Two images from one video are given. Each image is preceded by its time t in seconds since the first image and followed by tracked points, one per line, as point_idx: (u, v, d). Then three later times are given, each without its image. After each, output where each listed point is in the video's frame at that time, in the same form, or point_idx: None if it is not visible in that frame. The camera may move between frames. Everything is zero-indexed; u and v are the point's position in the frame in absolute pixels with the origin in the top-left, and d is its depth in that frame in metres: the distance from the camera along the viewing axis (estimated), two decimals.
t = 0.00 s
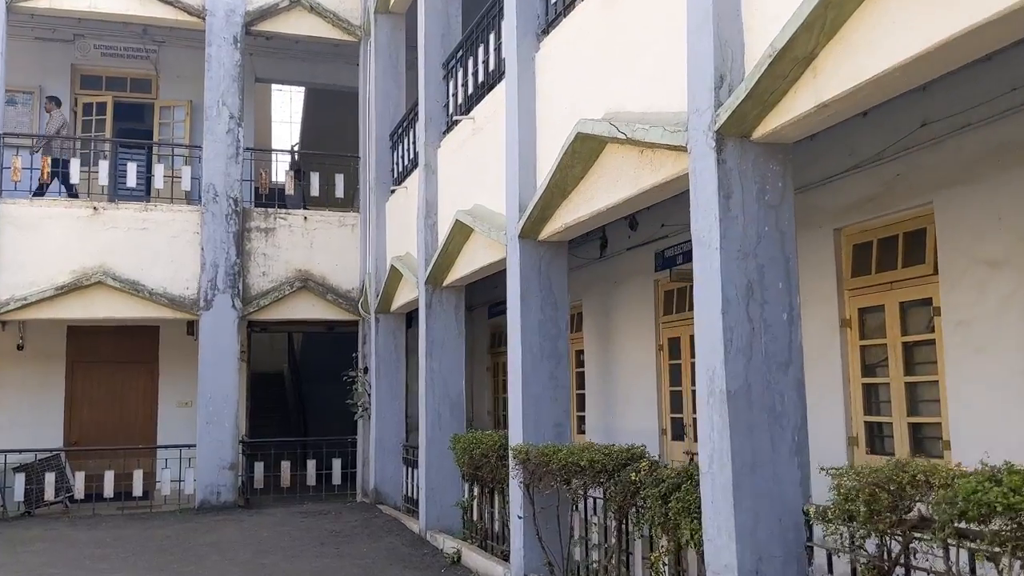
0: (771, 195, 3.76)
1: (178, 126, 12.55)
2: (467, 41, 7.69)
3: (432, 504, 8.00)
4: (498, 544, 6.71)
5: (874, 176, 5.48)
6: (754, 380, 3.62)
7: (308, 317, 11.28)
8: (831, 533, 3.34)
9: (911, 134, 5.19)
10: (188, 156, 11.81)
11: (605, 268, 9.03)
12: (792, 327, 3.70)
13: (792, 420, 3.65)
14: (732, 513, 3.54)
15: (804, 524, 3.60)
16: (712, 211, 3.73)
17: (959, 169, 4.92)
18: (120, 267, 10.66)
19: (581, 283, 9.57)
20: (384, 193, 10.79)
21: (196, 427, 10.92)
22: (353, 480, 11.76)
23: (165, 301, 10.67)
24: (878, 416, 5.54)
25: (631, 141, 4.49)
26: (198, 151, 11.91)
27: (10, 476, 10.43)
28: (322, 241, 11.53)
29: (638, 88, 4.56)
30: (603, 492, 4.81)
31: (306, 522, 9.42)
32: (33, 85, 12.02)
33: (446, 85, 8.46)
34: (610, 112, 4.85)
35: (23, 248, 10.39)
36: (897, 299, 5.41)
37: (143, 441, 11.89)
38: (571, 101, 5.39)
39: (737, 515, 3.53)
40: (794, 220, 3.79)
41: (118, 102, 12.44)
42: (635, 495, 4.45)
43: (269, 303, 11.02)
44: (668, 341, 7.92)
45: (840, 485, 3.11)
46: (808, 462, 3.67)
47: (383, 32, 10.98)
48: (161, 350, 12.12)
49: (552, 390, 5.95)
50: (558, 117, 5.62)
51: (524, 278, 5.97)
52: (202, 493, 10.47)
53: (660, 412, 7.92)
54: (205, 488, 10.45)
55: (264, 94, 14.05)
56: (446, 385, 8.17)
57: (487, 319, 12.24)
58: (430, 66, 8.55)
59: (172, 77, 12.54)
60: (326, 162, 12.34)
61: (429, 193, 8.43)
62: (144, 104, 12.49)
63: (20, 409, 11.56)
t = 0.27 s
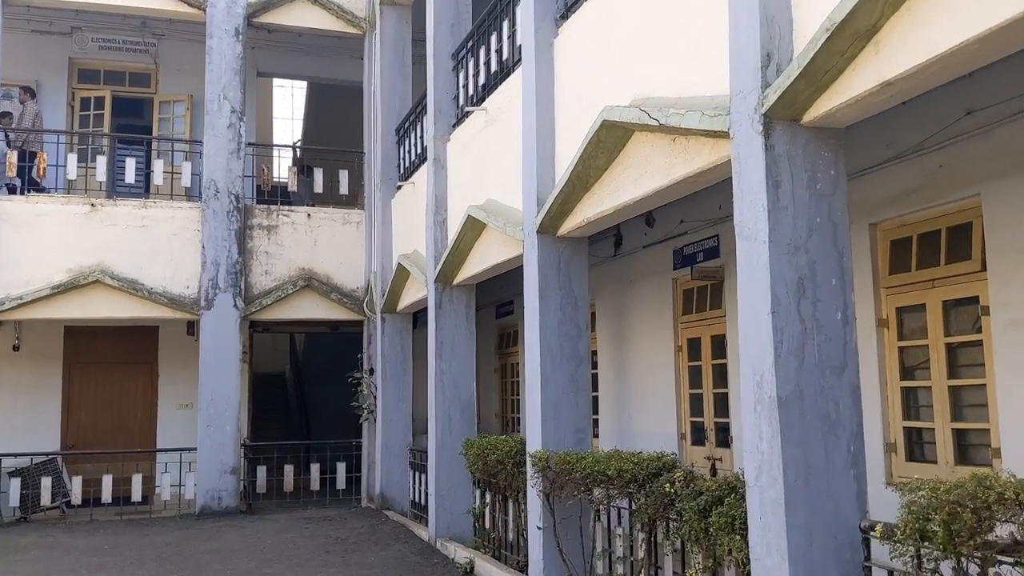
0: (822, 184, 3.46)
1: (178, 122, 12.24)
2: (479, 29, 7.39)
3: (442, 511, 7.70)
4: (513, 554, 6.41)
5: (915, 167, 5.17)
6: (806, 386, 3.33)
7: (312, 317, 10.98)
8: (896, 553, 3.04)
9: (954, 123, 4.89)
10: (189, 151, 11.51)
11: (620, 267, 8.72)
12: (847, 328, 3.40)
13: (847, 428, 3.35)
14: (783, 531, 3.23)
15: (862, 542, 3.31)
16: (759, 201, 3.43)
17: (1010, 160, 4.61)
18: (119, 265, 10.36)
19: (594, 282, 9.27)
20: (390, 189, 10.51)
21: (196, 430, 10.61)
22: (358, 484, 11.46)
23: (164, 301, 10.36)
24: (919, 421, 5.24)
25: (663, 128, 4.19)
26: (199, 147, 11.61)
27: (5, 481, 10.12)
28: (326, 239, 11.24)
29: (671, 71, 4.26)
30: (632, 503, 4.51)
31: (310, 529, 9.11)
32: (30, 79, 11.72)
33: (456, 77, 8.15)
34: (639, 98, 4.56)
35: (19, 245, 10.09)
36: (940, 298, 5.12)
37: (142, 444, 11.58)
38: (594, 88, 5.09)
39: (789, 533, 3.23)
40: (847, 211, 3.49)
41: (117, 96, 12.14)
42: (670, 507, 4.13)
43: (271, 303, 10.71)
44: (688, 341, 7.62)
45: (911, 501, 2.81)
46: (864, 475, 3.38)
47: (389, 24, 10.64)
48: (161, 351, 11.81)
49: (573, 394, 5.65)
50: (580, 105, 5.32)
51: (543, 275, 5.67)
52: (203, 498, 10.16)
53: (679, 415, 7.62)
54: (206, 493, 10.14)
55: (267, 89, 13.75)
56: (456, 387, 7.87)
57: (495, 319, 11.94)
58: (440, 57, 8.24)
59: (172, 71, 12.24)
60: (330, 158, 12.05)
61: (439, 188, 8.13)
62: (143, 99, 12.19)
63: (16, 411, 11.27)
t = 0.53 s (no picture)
0: (884, 156, 3.17)
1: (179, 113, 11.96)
2: (492, 11, 7.09)
3: (453, 512, 7.40)
4: (531, 557, 6.12)
5: (960, 148, 4.88)
6: (869, 377, 3.04)
7: (316, 312, 10.69)
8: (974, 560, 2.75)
9: (1004, 100, 4.59)
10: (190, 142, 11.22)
11: (635, 259, 8.44)
12: (911, 313, 3.11)
13: (913, 423, 3.06)
14: (845, 536, 2.95)
15: (930, 548, 3.02)
16: (815, 175, 3.14)
17: None
18: (118, 259, 10.07)
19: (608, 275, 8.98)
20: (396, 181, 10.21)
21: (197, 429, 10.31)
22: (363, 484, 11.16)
23: (165, 295, 10.07)
24: (964, 417, 4.95)
25: (699, 101, 3.91)
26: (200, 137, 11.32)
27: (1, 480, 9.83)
28: (331, 232, 10.95)
29: (708, 41, 3.97)
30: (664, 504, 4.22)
31: (315, 530, 8.82)
32: (27, 68, 11.43)
33: (468, 61, 7.85)
34: (671, 72, 4.27)
35: (15, 238, 9.80)
36: (987, 286, 4.83)
37: (142, 443, 11.30)
38: (620, 64, 4.79)
39: (852, 538, 2.94)
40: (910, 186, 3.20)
41: (116, 86, 11.85)
42: (710, 509, 3.83)
43: (274, 298, 10.41)
44: (709, 335, 7.33)
45: (999, 503, 2.52)
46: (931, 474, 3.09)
47: (395, 10, 10.31)
48: (162, 347, 11.52)
49: (595, 389, 5.36)
50: (604, 82, 5.02)
51: (563, 264, 5.38)
52: (204, 499, 9.86)
53: (700, 412, 7.33)
54: (207, 493, 9.85)
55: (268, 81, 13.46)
56: (467, 383, 7.58)
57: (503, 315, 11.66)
58: (451, 40, 7.93)
59: (173, 61, 11.95)
60: (334, 149, 11.76)
61: (449, 177, 7.84)
62: (143, 89, 11.91)
63: (12, 408, 10.98)
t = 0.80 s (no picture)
0: (961, 136, 2.87)
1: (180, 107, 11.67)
2: None
3: (466, 519, 7.10)
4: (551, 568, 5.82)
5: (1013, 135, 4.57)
6: (949, 380, 2.74)
7: (321, 311, 10.39)
8: None
9: None
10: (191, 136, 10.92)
11: (653, 256, 8.15)
12: (993, 310, 2.81)
13: (996, 431, 2.76)
14: (924, 558, 2.64)
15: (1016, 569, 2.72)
16: (886, 157, 2.84)
17: None
18: (117, 256, 9.78)
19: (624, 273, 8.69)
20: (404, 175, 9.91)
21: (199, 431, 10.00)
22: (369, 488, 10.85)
23: (166, 293, 9.78)
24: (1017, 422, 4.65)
25: (745, 81, 3.61)
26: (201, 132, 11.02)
27: None
28: (336, 229, 10.66)
29: (755, 16, 3.66)
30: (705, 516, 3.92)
31: (321, 536, 8.52)
32: (23, 61, 11.13)
33: (481, 50, 7.54)
34: (711, 51, 3.97)
35: (11, 234, 9.51)
36: None
37: (142, 445, 11.00)
38: (652, 45, 4.49)
39: (933, 560, 2.64)
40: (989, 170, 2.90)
41: (115, 79, 11.56)
42: (759, 524, 3.53)
43: (278, 296, 10.10)
44: (734, 335, 7.04)
45: None
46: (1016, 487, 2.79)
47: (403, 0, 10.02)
48: (162, 347, 11.23)
49: (621, 391, 5.06)
50: (635, 65, 4.71)
51: (588, 259, 5.08)
52: (206, 503, 9.57)
53: (724, 414, 7.04)
54: (209, 498, 9.55)
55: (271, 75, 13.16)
56: (481, 384, 7.28)
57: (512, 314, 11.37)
58: (464, 28, 7.59)
59: (173, 53, 11.65)
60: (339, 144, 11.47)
61: (461, 171, 7.53)
62: (142, 82, 11.62)
63: (9, 410, 10.68)
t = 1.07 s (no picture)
0: None
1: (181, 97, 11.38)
2: None
3: (479, 520, 6.81)
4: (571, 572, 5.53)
5: None
6: None
7: (325, 305, 10.10)
8: None
9: None
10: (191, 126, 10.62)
11: (671, 247, 7.86)
12: None
13: None
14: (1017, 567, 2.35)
15: None
16: (968, 120, 2.55)
17: None
18: (116, 248, 9.49)
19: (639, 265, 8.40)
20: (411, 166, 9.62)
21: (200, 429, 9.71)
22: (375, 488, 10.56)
23: (166, 287, 9.49)
24: None
25: (795, 44, 3.32)
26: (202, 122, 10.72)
27: None
28: (341, 221, 10.37)
29: None
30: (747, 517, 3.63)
31: (327, 538, 8.23)
32: (19, 49, 10.84)
33: (494, 32, 7.25)
34: (753, 16, 3.68)
35: (7, 226, 9.22)
36: None
37: (142, 444, 10.71)
38: (686, 14, 4.20)
39: None
40: None
41: (113, 69, 11.27)
42: (812, 526, 3.24)
43: (282, 290, 9.80)
44: (758, 328, 6.75)
45: None
46: None
47: None
48: (162, 343, 10.94)
49: (648, 384, 4.77)
50: (667, 37, 4.42)
51: (613, 245, 4.79)
52: (208, 504, 9.28)
53: (747, 411, 6.75)
54: (211, 498, 9.26)
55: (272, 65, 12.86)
56: (493, 379, 6.99)
57: (521, 309, 11.08)
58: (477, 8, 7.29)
59: (174, 42, 11.36)
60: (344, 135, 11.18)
61: (473, 157, 7.24)
62: (142, 71, 11.33)
63: (4, 408, 10.39)
